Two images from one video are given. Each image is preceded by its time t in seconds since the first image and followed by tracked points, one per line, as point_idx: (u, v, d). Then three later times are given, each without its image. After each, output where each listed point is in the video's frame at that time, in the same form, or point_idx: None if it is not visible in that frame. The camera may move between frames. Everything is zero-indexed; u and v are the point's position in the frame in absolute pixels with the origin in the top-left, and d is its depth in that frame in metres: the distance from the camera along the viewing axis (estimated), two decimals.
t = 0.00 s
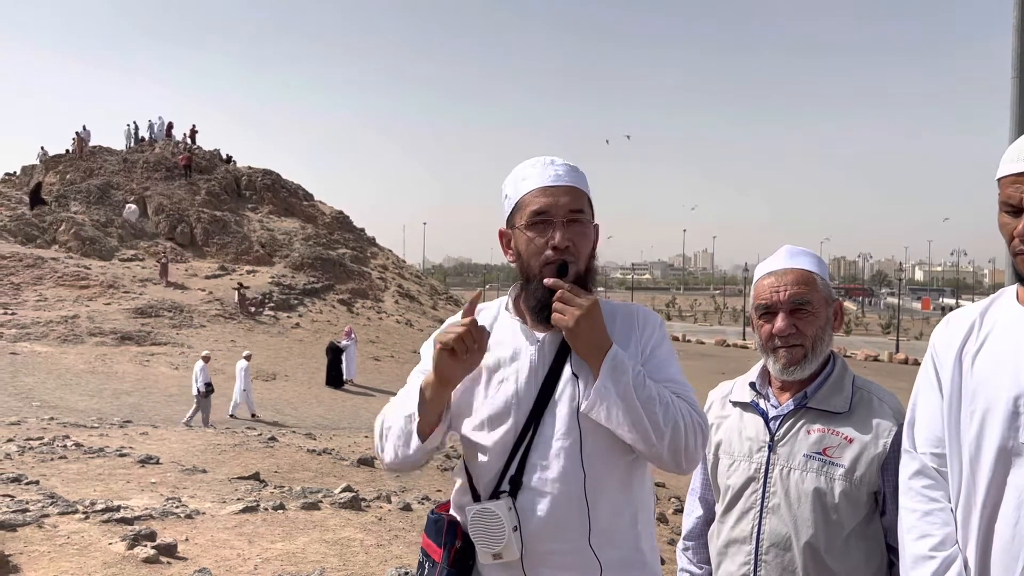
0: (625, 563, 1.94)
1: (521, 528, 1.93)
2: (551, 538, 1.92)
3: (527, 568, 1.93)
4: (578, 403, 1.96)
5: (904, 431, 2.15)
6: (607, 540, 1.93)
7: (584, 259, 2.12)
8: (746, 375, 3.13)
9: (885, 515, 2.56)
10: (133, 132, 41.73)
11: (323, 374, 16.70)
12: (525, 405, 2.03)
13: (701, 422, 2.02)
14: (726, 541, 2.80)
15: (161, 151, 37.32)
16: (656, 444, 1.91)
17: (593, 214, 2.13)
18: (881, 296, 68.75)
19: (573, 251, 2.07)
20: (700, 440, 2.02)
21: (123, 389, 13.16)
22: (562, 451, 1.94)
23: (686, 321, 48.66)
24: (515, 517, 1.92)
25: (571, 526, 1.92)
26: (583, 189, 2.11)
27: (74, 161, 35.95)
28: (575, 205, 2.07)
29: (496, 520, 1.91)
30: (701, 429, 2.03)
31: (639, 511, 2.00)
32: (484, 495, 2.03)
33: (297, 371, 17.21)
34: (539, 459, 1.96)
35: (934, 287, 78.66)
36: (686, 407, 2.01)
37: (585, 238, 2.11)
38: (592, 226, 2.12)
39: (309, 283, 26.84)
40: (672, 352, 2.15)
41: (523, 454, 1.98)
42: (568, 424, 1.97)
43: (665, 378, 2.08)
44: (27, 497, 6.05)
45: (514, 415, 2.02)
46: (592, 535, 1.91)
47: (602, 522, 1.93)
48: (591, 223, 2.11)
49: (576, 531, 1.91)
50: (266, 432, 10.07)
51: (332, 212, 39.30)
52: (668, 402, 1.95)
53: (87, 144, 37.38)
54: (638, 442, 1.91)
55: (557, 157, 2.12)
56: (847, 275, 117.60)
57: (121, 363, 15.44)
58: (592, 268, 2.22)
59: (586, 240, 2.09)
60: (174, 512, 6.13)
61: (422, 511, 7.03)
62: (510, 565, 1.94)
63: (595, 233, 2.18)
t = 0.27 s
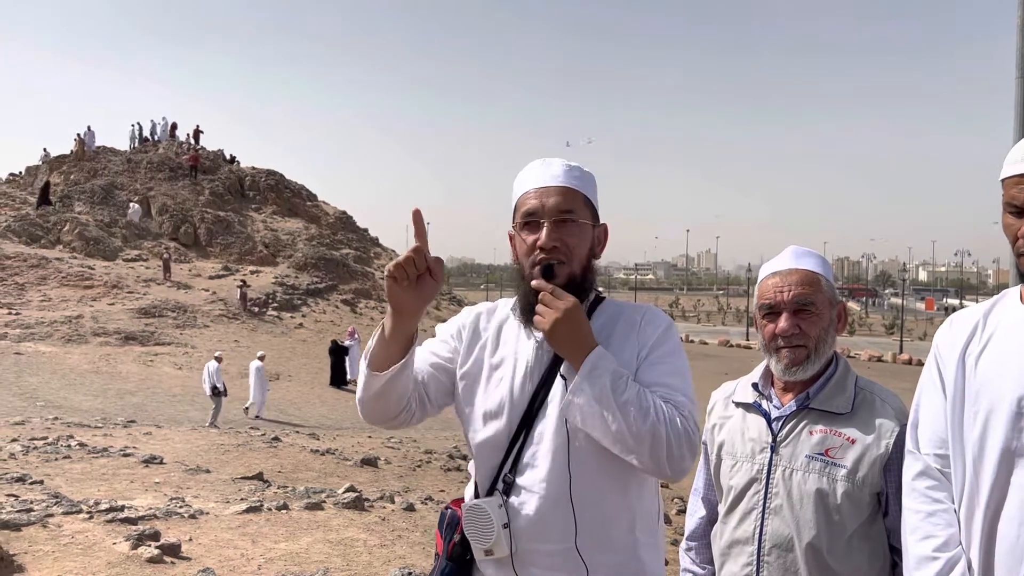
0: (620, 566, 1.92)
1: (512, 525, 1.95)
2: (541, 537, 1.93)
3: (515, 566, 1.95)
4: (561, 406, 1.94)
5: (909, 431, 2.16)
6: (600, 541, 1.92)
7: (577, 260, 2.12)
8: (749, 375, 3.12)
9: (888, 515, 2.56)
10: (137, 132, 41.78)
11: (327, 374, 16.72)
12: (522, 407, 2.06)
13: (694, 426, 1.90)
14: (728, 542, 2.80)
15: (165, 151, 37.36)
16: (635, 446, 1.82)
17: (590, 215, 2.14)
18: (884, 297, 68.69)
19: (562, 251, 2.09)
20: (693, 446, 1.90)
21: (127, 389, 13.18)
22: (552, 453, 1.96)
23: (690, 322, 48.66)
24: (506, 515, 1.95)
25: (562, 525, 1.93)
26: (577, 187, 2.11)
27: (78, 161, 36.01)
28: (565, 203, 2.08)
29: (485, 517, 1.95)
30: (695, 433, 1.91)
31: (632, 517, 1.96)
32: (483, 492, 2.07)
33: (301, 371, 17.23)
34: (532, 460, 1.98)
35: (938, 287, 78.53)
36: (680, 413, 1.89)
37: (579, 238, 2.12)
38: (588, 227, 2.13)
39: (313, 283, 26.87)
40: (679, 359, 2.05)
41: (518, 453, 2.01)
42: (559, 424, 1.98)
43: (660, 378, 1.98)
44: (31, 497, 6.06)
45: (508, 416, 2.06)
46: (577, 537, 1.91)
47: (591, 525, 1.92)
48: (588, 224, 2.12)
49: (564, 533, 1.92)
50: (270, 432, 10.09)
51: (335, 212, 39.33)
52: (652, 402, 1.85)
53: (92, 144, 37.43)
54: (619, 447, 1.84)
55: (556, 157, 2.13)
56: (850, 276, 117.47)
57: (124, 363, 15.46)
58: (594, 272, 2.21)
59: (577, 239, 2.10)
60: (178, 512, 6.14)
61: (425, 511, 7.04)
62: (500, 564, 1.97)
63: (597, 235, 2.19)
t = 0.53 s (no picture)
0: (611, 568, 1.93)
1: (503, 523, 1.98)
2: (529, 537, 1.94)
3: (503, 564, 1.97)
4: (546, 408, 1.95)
5: (914, 431, 2.17)
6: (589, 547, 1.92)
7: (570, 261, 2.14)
8: (753, 376, 3.11)
9: (891, 518, 2.55)
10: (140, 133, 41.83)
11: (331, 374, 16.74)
12: (519, 408, 2.08)
13: (680, 433, 1.82)
14: (732, 544, 2.79)
15: (168, 152, 37.41)
16: (612, 453, 1.78)
17: (589, 216, 2.15)
18: (888, 298, 68.67)
19: (553, 254, 2.13)
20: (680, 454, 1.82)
21: (130, 389, 13.19)
22: (541, 455, 1.96)
23: (693, 323, 48.66)
24: (497, 513, 1.99)
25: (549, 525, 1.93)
26: (572, 189, 2.14)
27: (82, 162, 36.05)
28: (557, 204, 2.12)
29: (477, 512, 1.98)
30: (683, 441, 1.83)
31: (617, 528, 1.94)
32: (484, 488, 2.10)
33: (304, 371, 17.24)
34: (523, 461, 2.00)
35: (942, 288, 78.48)
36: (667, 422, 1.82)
37: (571, 237, 2.14)
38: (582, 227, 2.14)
39: (316, 283, 26.90)
40: (680, 368, 2.00)
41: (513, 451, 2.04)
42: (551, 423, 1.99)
43: (650, 382, 1.93)
44: (35, 497, 6.08)
45: (507, 416, 2.08)
46: (559, 542, 1.92)
47: (576, 531, 1.92)
48: (582, 224, 2.14)
49: (548, 533, 1.94)
50: (273, 432, 10.11)
51: (338, 212, 39.37)
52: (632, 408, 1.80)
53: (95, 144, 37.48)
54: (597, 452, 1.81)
55: (557, 161, 2.18)
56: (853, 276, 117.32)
57: (127, 364, 15.48)
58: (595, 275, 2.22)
59: (570, 240, 2.13)
60: (181, 511, 6.15)
61: (428, 511, 7.04)
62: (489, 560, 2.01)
63: (595, 236, 2.18)
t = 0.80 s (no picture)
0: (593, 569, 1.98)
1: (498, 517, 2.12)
2: (516, 533, 2.06)
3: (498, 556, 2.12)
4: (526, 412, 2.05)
5: (920, 433, 2.17)
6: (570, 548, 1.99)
7: (560, 263, 2.18)
8: (759, 377, 3.11)
9: (897, 520, 2.55)
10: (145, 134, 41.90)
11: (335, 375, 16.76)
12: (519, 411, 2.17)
13: (645, 439, 1.81)
14: (737, 546, 2.79)
15: (173, 152, 37.48)
16: (572, 459, 1.83)
17: (582, 218, 2.18)
18: (892, 300, 68.53)
19: (547, 259, 2.19)
20: (648, 459, 1.81)
21: (135, 389, 13.22)
22: (528, 456, 2.07)
23: (698, 324, 48.62)
24: (492, 509, 2.13)
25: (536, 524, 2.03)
26: (569, 196, 2.17)
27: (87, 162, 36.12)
28: (549, 214, 2.17)
29: (477, 507, 2.16)
30: (651, 447, 1.82)
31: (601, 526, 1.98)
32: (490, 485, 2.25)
33: (308, 372, 17.26)
34: (515, 461, 2.10)
35: (947, 288, 78.26)
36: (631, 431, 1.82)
37: (559, 240, 2.17)
38: (571, 229, 2.17)
39: (320, 284, 26.93)
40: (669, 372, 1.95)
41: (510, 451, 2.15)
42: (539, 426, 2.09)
43: (625, 385, 1.91)
44: (40, 496, 6.09)
45: (506, 418, 2.19)
46: (544, 538, 2.02)
47: (558, 532, 2.00)
48: (572, 227, 2.17)
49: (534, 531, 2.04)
50: (277, 432, 10.14)
51: (342, 213, 39.40)
52: (594, 416, 1.83)
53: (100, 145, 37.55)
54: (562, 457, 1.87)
55: (555, 166, 2.22)
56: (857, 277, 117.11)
57: (132, 364, 15.51)
58: (591, 277, 2.23)
59: (560, 243, 2.17)
60: (186, 512, 6.17)
61: (433, 512, 7.04)
62: (488, 551, 2.18)
63: (586, 236, 2.19)
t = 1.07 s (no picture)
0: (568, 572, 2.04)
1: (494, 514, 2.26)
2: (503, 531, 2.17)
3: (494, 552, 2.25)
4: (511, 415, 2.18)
5: (927, 435, 2.17)
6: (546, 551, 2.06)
7: (550, 264, 2.24)
8: (765, 380, 3.10)
9: (903, 522, 2.54)
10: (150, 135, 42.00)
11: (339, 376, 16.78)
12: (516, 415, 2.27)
13: (603, 448, 1.84)
14: (743, 548, 2.79)
15: (178, 153, 37.55)
16: (536, 463, 1.92)
17: (570, 219, 2.22)
18: (897, 301, 68.38)
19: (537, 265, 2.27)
20: (606, 468, 1.84)
21: (140, 390, 13.24)
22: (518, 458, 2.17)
23: (702, 325, 48.56)
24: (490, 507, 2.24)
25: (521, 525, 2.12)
26: (557, 199, 2.24)
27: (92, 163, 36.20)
28: (538, 219, 2.25)
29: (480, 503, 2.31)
30: (608, 454, 1.84)
31: (580, 526, 2.03)
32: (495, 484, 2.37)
33: (312, 372, 17.27)
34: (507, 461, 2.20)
35: (951, 290, 78.12)
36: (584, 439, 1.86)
37: (548, 242, 2.23)
38: (558, 230, 2.22)
39: (325, 285, 26.96)
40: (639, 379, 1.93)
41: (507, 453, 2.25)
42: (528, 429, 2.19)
43: (592, 392, 1.94)
44: (46, 496, 6.12)
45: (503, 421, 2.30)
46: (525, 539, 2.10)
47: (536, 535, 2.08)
48: (558, 228, 2.22)
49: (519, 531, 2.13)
50: (281, 433, 10.16)
51: (347, 214, 39.45)
52: (555, 423, 1.90)
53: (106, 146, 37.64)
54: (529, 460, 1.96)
55: (549, 175, 2.30)
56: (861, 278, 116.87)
57: (137, 364, 15.54)
58: (582, 278, 2.25)
59: (547, 247, 2.23)
60: (190, 512, 6.18)
61: (437, 513, 7.05)
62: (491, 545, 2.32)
63: (574, 236, 2.22)
